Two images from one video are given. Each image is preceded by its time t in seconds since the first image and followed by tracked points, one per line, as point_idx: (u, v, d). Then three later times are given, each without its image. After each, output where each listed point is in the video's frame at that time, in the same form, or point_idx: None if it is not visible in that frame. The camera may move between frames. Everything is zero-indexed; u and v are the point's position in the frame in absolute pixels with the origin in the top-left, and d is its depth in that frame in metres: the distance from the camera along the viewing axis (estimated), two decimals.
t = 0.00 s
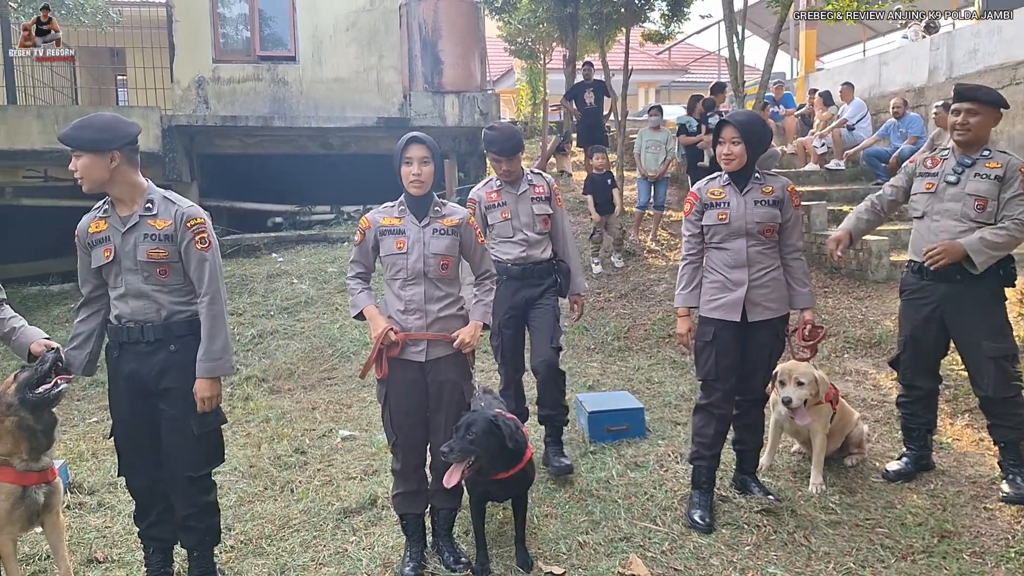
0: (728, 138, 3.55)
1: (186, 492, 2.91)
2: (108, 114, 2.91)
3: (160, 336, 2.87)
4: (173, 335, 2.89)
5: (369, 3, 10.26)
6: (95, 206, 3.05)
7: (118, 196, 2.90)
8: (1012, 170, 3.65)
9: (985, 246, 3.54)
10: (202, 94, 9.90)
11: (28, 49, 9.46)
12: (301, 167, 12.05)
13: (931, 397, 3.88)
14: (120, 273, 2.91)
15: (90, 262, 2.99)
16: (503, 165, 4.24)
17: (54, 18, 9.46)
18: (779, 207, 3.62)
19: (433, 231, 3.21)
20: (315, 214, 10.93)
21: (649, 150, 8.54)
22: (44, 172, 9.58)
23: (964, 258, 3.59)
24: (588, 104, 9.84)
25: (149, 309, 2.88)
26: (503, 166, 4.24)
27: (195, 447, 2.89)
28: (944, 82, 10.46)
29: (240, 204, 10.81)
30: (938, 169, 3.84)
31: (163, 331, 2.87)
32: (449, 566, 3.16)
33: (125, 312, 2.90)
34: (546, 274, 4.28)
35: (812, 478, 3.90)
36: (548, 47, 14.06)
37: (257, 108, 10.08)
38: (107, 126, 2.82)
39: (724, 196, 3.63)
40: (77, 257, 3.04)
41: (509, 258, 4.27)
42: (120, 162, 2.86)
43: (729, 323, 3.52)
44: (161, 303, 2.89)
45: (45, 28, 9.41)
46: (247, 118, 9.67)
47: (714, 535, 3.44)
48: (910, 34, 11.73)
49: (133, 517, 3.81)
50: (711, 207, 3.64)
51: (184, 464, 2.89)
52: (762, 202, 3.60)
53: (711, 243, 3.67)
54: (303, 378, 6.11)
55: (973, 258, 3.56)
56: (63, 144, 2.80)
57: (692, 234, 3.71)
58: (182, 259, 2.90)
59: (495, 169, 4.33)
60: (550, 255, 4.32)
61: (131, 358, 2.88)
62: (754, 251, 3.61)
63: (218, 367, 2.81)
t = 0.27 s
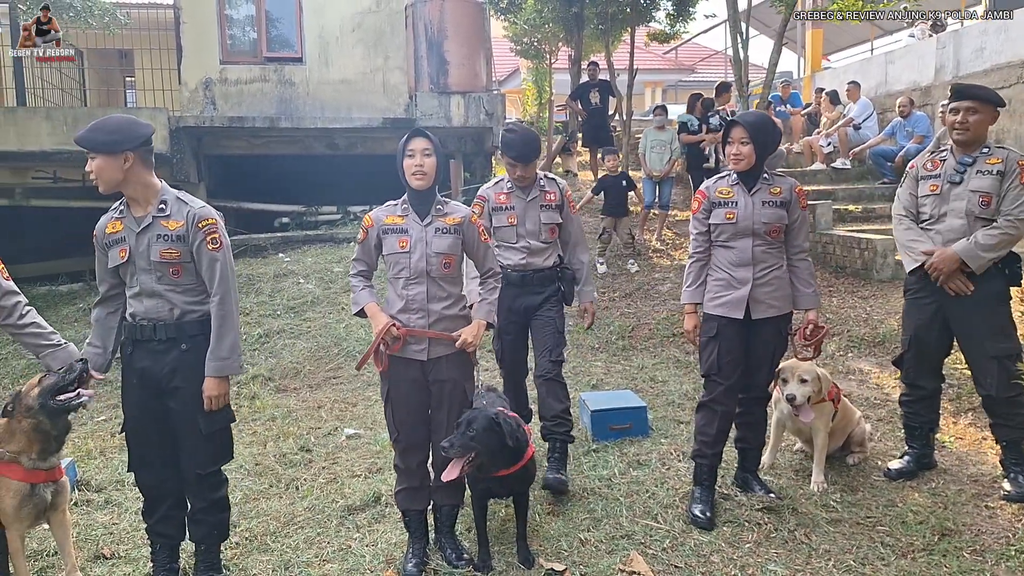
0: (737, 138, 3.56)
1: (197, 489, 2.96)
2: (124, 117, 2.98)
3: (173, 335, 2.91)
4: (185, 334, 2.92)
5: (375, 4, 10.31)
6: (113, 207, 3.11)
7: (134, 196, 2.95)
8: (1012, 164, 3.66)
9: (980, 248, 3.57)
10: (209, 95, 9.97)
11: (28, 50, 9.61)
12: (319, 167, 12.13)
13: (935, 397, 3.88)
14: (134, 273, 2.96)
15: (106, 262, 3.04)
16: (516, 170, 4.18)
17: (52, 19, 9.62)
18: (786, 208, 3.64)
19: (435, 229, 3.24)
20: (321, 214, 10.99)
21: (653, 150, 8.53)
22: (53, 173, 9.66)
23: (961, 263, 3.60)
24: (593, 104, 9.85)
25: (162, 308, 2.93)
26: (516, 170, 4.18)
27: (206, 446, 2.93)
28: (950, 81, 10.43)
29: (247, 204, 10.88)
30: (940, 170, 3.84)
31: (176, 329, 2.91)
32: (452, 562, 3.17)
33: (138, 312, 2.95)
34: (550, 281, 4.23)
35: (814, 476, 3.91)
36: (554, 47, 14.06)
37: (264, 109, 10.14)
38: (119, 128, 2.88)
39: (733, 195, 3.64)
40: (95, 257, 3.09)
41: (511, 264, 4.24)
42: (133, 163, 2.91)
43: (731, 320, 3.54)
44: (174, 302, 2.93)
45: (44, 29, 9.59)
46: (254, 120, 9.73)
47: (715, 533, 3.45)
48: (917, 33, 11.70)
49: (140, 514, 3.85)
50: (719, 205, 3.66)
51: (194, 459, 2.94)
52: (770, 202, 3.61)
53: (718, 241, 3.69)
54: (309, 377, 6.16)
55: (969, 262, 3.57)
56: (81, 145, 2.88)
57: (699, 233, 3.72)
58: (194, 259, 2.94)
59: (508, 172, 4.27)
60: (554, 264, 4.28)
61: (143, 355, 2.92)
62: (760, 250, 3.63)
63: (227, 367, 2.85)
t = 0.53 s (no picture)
0: (743, 137, 3.56)
1: (204, 487, 2.98)
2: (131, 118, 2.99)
3: (182, 333, 2.92)
4: (194, 333, 2.93)
5: (379, 3, 10.31)
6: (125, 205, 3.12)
7: (144, 195, 2.95)
8: (1020, 159, 3.65)
9: (988, 243, 3.56)
10: (215, 94, 10.01)
11: (28, 50, 9.47)
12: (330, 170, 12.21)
13: (942, 398, 3.86)
14: (144, 270, 2.97)
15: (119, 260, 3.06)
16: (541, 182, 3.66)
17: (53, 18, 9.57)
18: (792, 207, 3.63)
19: (437, 228, 3.23)
20: (327, 213, 11.01)
21: (658, 148, 8.57)
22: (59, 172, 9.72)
23: (968, 258, 3.60)
24: (598, 103, 9.84)
25: (172, 306, 2.94)
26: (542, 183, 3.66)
27: (213, 445, 2.95)
28: (958, 79, 10.37)
29: (253, 203, 10.91)
30: (946, 167, 3.82)
31: (185, 328, 2.92)
32: (453, 560, 3.18)
33: (148, 309, 2.96)
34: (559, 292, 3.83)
35: (816, 475, 3.89)
36: (560, 46, 14.03)
37: (269, 108, 10.17)
38: (126, 127, 2.88)
39: (738, 193, 3.62)
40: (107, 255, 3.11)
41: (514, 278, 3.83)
42: (141, 161, 2.92)
43: (733, 316, 3.54)
44: (182, 300, 2.94)
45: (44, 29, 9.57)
46: (259, 119, 9.77)
47: (717, 532, 3.44)
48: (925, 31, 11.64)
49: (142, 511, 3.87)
50: (724, 202, 3.64)
51: (201, 457, 2.96)
52: (775, 201, 3.60)
53: (719, 238, 3.68)
54: (313, 376, 6.17)
55: (977, 256, 3.57)
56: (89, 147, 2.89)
57: (701, 228, 3.72)
58: (202, 257, 2.94)
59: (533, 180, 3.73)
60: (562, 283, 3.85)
61: (152, 352, 2.93)
62: (763, 248, 3.62)
63: (234, 363, 2.86)
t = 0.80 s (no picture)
0: (742, 140, 3.57)
1: (211, 484, 3.01)
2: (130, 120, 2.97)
3: (193, 330, 2.96)
4: (205, 330, 2.97)
5: (387, 3, 10.29)
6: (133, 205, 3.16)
7: (155, 196, 2.99)
8: None
9: (997, 246, 3.56)
10: (223, 94, 10.07)
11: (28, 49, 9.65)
12: (340, 176, 12.39)
13: (947, 400, 3.86)
14: (153, 269, 3.01)
15: (128, 259, 3.09)
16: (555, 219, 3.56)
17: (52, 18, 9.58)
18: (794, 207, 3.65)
19: (444, 229, 3.25)
20: (334, 213, 11.06)
21: (664, 149, 8.53)
22: (69, 171, 9.80)
23: (975, 261, 3.60)
24: (604, 103, 9.86)
25: (183, 304, 2.97)
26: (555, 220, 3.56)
27: (221, 441, 2.98)
28: (965, 80, 10.35)
29: (261, 203, 10.99)
30: (952, 169, 3.82)
31: (195, 326, 2.96)
32: (457, 558, 3.21)
33: (158, 307, 3.00)
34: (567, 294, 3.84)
35: (820, 476, 3.91)
36: (566, 46, 14.06)
37: (277, 108, 10.22)
38: (132, 133, 2.89)
39: (739, 193, 3.64)
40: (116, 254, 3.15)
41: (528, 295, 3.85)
42: (150, 164, 2.96)
43: (730, 318, 3.56)
44: (192, 296, 2.98)
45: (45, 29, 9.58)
46: (267, 119, 9.84)
47: (720, 531, 3.46)
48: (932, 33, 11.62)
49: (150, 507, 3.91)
50: (725, 202, 3.66)
51: (209, 454, 2.99)
52: (775, 201, 3.61)
53: (720, 238, 3.70)
54: (319, 374, 6.21)
55: (985, 259, 3.57)
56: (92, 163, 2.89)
57: (698, 227, 3.73)
58: (211, 254, 2.98)
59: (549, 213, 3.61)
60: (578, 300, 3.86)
61: (161, 351, 2.97)
62: (763, 248, 3.64)
63: (238, 361, 2.88)
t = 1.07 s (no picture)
0: (740, 139, 3.56)
1: (216, 482, 3.01)
2: (87, 140, 2.87)
3: (201, 328, 2.96)
4: (213, 327, 2.97)
5: (392, 2, 10.30)
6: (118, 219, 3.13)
7: (140, 206, 2.97)
8: None
9: (999, 249, 3.53)
10: (229, 92, 10.07)
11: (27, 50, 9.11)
12: (345, 176, 12.45)
13: (952, 400, 3.85)
14: (153, 276, 3.00)
15: (125, 271, 3.08)
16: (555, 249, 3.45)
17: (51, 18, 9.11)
18: (791, 202, 3.64)
19: (450, 228, 3.25)
20: (339, 212, 11.05)
21: (669, 148, 8.61)
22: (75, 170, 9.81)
23: (977, 263, 3.59)
24: (610, 102, 9.84)
25: (190, 305, 2.97)
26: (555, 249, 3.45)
27: (227, 439, 2.98)
28: (972, 80, 10.31)
29: (266, 201, 11.00)
30: (959, 170, 3.80)
31: (203, 323, 2.96)
32: (462, 558, 3.20)
33: (164, 312, 2.99)
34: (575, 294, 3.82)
35: (826, 476, 3.89)
36: (571, 45, 14.04)
37: (282, 107, 10.21)
38: (104, 155, 2.83)
39: (737, 188, 3.64)
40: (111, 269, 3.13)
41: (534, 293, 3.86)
42: (126, 177, 2.94)
43: (727, 316, 3.56)
44: (196, 296, 2.98)
45: (43, 29, 9.12)
46: (272, 117, 9.87)
47: (726, 532, 3.45)
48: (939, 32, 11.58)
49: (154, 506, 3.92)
50: (723, 198, 3.66)
51: (215, 452, 2.99)
52: (774, 196, 3.61)
53: (719, 234, 3.69)
54: (324, 373, 6.21)
55: (987, 261, 3.55)
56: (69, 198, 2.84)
57: (691, 223, 3.75)
58: (207, 251, 2.98)
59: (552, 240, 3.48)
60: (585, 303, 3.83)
61: (167, 350, 2.96)
62: (762, 245, 3.63)
63: (252, 350, 2.90)
